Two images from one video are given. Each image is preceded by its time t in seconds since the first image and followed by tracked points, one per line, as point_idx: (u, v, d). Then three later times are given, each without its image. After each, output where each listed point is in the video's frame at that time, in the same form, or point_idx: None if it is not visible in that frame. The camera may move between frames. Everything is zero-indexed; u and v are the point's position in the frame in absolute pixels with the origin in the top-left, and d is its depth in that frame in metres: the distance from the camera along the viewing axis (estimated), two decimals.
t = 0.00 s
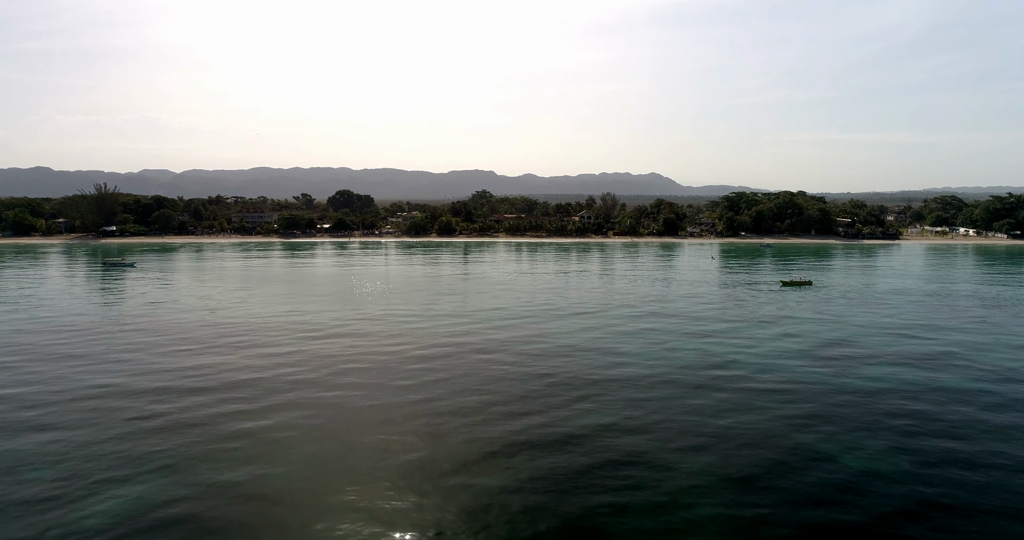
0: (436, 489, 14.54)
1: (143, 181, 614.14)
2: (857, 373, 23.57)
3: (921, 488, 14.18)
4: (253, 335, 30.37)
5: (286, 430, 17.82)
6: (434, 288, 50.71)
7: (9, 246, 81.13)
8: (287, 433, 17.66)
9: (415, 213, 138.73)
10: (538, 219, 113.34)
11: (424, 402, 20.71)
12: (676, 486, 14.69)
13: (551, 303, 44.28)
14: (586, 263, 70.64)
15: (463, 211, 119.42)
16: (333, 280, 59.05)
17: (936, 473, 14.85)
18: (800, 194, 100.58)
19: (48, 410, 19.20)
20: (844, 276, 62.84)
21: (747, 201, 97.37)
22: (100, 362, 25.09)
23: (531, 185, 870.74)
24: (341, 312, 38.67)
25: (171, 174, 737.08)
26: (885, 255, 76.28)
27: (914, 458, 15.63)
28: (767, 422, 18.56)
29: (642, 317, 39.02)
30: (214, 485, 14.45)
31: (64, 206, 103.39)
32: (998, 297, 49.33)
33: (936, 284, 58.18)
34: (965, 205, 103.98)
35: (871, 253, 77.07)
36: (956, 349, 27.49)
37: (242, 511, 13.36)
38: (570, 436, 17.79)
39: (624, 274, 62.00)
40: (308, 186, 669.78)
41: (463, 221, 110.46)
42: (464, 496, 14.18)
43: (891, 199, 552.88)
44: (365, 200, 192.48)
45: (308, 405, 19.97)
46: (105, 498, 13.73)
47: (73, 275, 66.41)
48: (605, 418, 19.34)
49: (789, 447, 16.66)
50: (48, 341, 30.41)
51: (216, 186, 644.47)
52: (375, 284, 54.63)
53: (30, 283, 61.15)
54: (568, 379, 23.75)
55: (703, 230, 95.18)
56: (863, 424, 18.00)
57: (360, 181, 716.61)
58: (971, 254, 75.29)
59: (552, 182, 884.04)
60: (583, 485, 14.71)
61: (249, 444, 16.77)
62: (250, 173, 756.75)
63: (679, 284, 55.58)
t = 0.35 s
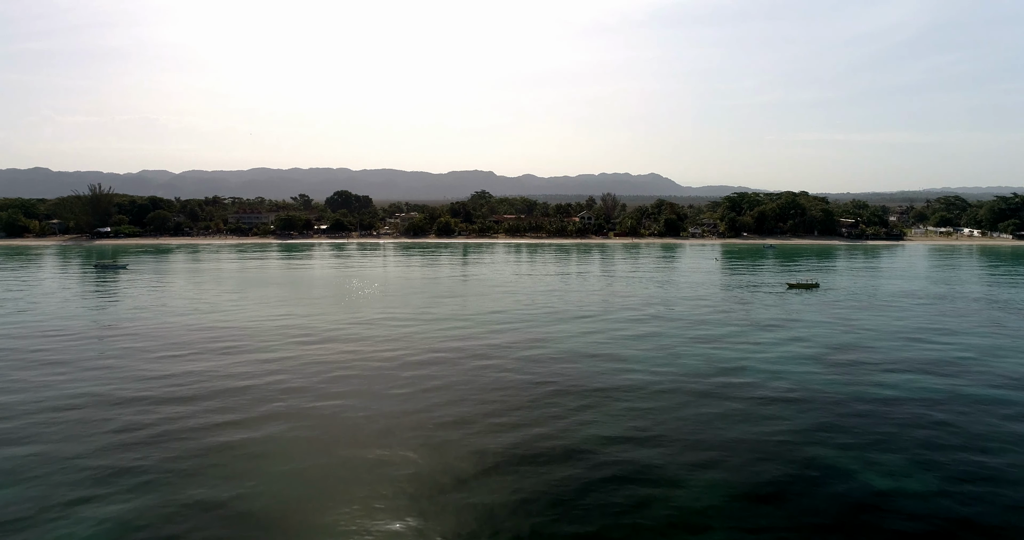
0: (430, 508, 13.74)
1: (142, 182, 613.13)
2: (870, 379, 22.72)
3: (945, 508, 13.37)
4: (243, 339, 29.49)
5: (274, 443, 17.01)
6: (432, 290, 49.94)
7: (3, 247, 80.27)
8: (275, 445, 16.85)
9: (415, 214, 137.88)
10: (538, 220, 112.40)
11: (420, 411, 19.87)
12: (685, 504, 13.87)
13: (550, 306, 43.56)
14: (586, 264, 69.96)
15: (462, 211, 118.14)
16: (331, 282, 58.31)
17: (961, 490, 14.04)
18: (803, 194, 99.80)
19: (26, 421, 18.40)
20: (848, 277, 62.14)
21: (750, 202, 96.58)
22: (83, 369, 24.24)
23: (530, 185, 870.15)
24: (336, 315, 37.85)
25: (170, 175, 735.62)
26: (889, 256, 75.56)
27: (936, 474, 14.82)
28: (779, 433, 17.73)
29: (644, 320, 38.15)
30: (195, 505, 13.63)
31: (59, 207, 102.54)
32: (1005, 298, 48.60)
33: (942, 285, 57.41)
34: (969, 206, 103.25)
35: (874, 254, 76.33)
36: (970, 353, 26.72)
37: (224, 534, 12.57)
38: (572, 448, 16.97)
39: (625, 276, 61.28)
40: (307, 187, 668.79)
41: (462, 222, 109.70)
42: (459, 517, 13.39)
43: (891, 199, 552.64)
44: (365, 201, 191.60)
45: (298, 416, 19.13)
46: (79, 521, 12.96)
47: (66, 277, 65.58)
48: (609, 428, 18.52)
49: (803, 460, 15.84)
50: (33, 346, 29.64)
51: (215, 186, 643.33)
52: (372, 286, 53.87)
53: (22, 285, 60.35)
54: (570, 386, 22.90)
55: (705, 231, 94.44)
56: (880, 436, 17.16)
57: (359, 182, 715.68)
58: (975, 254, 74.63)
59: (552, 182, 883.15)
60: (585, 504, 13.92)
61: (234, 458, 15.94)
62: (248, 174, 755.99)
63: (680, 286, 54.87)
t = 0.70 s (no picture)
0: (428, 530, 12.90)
1: (140, 182, 611.81)
2: (885, 386, 21.80)
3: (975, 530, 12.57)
4: (232, 344, 28.47)
5: (260, 457, 16.07)
6: (431, 292, 49.03)
7: None
8: (262, 459, 15.94)
9: (413, 214, 136.95)
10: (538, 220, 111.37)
11: (417, 421, 19.01)
12: (698, 526, 13.05)
13: (551, 308, 42.68)
14: (587, 265, 69.10)
15: (460, 210, 116.35)
16: (327, 284, 57.38)
17: (992, 511, 13.23)
18: (805, 194, 98.98)
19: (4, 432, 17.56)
20: (854, 279, 61.35)
21: (751, 202, 95.75)
22: (67, 376, 23.32)
23: (530, 186, 869.36)
24: (331, 318, 36.96)
25: (168, 175, 733.99)
26: (893, 257, 74.79)
27: (964, 492, 13.98)
28: (794, 445, 16.82)
29: (646, 324, 37.20)
30: (176, 527, 12.80)
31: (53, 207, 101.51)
32: (1014, 300, 47.82)
33: (949, 287, 56.62)
34: (973, 206, 102.54)
35: (878, 255, 75.56)
36: (985, 358, 25.91)
37: None
38: (575, 463, 16.02)
39: (627, 277, 60.41)
40: (306, 187, 667.52)
41: (461, 222, 108.81)
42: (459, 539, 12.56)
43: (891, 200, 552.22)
44: (362, 201, 190.44)
45: (286, 426, 18.18)
46: None
47: (58, 278, 64.64)
48: (614, 439, 17.60)
49: (822, 477, 14.95)
50: (17, 350, 28.73)
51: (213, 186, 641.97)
52: (370, 287, 52.96)
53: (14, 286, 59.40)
54: (572, 394, 21.95)
55: (707, 232, 93.62)
56: (901, 451, 16.23)
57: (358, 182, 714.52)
58: (980, 255, 73.90)
59: (551, 182, 882.36)
60: (592, 525, 13.10)
61: (217, 475, 15.02)
62: (247, 174, 754.67)
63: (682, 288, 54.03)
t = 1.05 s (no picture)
0: None
1: (139, 182, 610.49)
2: (901, 394, 20.90)
3: None
4: (221, 348, 27.58)
5: (242, 472, 15.17)
6: (429, 294, 48.15)
7: None
8: (249, 474, 15.11)
9: (413, 214, 136.04)
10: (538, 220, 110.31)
11: (413, 431, 18.17)
12: None
13: (552, 310, 41.81)
14: (587, 266, 68.24)
15: (459, 211, 115.98)
16: (324, 286, 56.50)
17: None
18: (808, 194, 98.16)
19: None
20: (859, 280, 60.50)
21: (754, 202, 94.90)
22: (50, 382, 22.47)
23: (529, 186, 868.42)
24: (326, 321, 36.10)
25: (167, 175, 732.74)
26: (897, 258, 73.98)
27: (994, 513, 13.16)
28: (808, 459, 15.94)
29: (648, 327, 36.30)
30: None
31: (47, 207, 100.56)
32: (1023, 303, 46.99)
33: (956, 289, 55.74)
34: (977, 207, 101.71)
35: (882, 256, 74.73)
36: (1001, 364, 25.09)
37: None
38: (576, 478, 15.12)
39: (628, 278, 59.55)
40: (305, 187, 666.34)
41: (459, 222, 107.91)
42: None
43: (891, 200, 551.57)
44: (361, 201, 189.19)
45: (272, 438, 17.28)
46: None
47: (51, 278, 63.77)
48: (617, 452, 16.71)
49: (841, 494, 14.12)
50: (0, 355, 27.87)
51: (212, 186, 640.70)
52: (367, 289, 52.08)
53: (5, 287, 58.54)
54: (573, 403, 21.05)
55: (709, 232, 92.78)
56: (922, 467, 15.34)
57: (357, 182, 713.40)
58: (986, 256, 73.09)
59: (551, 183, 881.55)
60: None
61: (194, 493, 14.11)
62: (246, 173, 753.44)
63: (685, 289, 53.16)
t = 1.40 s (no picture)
0: None
1: (137, 182, 608.97)
2: (917, 403, 19.98)
3: None
4: (208, 353, 26.64)
5: (223, 489, 14.32)
6: (426, 296, 47.27)
7: None
8: (232, 490, 14.27)
9: (412, 214, 135.11)
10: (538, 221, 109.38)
11: (406, 442, 17.33)
12: None
13: (551, 313, 40.99)
14: (587, 268, 67.50)
15: (458, 211, 115.23)
16: (320, 288, 55.63)
17: None
18: (811, 194, 97.31)
19: None
20: (863, 282, 59.70)
21: (756, 202, 94.10)
22: (30, 389, 21.61)
23: (529, 186, 867.61)
24: (319, 324, 35.22)
25: (165, 175, 731.29)
26: (901, 259, 73.18)
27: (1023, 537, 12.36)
28: (823, 475, 15.06)
29: (650, 331, 35.37)
30: None
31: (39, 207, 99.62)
32: None
33: (963, 291, 54.89)
34: (981, 208, 100.89)
35: (886, 258, 73.92)
36: (1016, 370, 24.30)
37: None
38: (576, 496, 14.23)
39: (629, 280, 58.73)
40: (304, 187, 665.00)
41: (457, 223, 107.00)
42: None
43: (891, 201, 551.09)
44: (359, 202, 188.09)
45: (255, 451, 16.38)
46: None
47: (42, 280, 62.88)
48: (620, 466, 15.81)
49: (859, 514, 13.32)
50: None
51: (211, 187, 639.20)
52: (363, 291, 51.27)
53: None
54: (574, 410, 20.25)
55: (710, 233, 91.93)
56: (944, 487, 14.47)
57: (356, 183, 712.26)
58: (991, 258, 72.29)
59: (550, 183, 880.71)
60: None
61: (168, 514, 13.23)
62: (245, 174, 752.10)
63: (686, 291, 52.40)
